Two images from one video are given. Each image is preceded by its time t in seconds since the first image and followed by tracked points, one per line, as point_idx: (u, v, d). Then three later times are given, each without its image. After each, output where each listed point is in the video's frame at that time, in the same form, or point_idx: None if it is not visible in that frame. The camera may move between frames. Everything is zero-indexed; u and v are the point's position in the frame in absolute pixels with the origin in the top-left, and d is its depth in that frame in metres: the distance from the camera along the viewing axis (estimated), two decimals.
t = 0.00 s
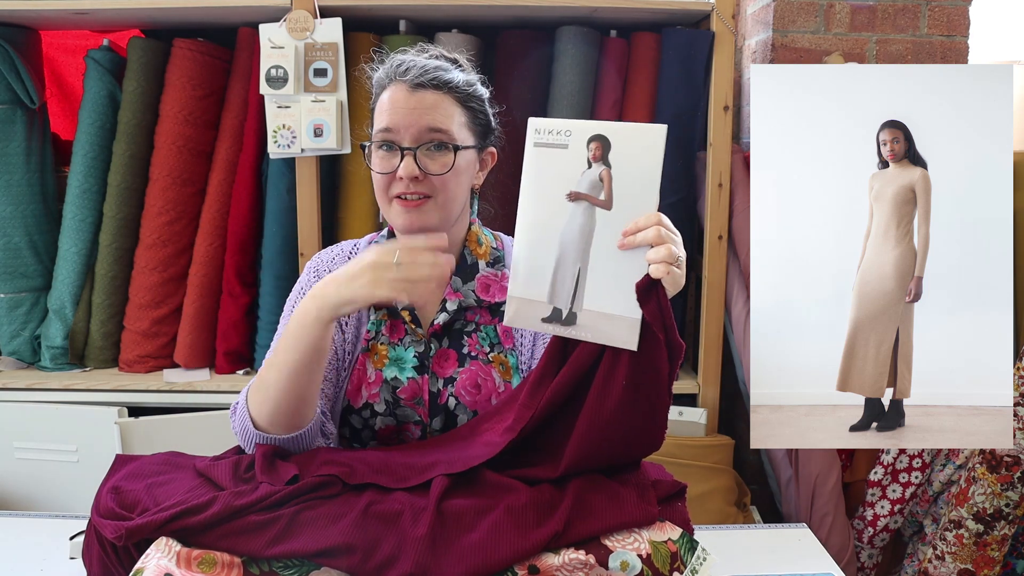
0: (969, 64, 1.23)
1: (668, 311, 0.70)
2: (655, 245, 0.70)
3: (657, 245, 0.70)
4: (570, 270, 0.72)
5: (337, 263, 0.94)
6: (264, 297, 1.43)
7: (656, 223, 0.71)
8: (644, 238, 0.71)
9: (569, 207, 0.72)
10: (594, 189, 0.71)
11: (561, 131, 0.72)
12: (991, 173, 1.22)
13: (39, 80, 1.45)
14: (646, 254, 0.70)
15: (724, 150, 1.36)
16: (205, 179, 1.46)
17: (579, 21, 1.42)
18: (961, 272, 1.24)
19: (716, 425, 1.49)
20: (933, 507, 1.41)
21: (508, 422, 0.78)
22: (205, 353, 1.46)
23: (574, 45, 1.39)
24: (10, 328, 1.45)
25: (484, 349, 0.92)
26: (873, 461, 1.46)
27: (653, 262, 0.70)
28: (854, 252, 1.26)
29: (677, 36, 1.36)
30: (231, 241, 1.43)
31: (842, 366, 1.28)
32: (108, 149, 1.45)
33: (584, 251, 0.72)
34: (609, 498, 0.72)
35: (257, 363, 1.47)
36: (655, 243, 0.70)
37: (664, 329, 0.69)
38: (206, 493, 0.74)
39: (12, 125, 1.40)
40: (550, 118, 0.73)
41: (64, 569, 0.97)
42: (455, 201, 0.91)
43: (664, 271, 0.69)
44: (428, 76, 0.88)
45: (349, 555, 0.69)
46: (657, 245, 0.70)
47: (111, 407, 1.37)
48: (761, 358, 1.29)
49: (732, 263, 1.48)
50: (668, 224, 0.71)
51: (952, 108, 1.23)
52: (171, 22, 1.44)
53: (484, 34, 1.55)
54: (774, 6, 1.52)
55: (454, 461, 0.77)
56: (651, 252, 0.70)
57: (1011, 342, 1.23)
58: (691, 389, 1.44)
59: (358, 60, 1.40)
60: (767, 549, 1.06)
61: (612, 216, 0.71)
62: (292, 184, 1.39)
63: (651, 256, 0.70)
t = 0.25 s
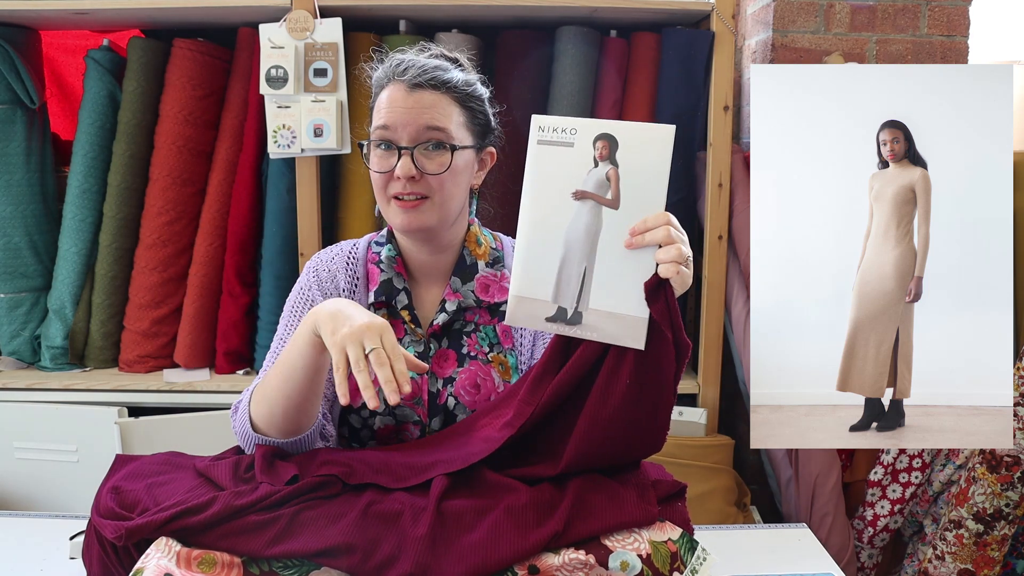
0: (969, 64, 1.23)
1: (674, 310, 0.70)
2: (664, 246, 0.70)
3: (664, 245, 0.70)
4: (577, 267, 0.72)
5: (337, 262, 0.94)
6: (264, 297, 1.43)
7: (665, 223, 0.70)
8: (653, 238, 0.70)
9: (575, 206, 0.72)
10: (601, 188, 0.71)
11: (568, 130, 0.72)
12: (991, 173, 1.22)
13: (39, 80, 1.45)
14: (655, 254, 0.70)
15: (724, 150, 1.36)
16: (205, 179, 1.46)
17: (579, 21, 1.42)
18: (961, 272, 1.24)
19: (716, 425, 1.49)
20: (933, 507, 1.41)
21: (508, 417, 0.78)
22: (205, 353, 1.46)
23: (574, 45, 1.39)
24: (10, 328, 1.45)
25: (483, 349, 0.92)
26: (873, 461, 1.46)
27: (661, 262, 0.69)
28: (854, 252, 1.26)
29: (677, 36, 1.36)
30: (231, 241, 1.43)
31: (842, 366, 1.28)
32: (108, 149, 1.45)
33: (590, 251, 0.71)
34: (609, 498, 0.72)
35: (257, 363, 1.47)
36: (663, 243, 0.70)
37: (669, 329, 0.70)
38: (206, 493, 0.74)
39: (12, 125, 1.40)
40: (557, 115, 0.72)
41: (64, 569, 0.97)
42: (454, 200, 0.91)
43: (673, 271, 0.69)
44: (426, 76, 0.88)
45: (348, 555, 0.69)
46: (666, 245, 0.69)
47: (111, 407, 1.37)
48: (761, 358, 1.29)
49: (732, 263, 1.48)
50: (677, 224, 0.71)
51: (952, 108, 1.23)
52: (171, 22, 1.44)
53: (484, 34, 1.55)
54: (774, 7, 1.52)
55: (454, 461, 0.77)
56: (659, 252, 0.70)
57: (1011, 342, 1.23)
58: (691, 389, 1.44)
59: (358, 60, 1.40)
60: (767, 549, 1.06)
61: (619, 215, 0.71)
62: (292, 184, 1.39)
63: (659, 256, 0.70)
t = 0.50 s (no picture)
0: (969, 64, 1.23)
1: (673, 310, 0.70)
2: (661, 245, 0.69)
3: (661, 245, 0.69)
4: (575, 269, 0.72)
5: (336, 263, 0.94)
6: (264, 297, 1.43)
7: (663, 223, 0.70)
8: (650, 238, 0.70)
9: (572, 207, 0.72)
10: (598, 189, 0.71)
11: (563, 131, 0.72)
12: (991, 173, 1.22)
13: (39, 80, 1.45)
14: (653, 255, 0.70)
15: (724, 150, 1.36)
16: (205, 179, 1.46)
17: (579, 21, 1.42)
18: (961, 272, 1.24)
19: (716, 425, 1.49)
20: (933, 507, 1.41)
21: (508, 419, 0.78)
22: (205, 353, 1.46)
23: (574, 45, 1.39)
24: (10, 328, 1.45)
25: (483, 349, 0.92)
26: (873, 461, 1.46)
27: (660, 262, 0.69)
28: (854, 252, 1.26)
29: (677, 36, 1.36)
30: (231, 241, 1.43)
31: (842, 367, 1.28)
32: (108, 149, 1.45)
33: (588, 252, 0.71)
34: (609, 498, 0.72)
35: (257, 363, 1.47)
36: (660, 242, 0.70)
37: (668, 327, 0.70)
38: (206, 493, 0.74)
39: (12, 125, 1.40)
40: (552, 116, 0.72)
41: (64, 569, 0.97)
42: (454, 202, 0.91)
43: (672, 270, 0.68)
44: (427, 77, 0.88)
45: (349, 555, 0.69)
46: (664, 245, 0.69)
47: (111, 407, 1.37)
48: (761, 358, 1.29)
49: (732, 264, 1.48)
50: (675, 224, 0.71)
51: (952, 108, 1.23)
52: (171, 22, 1.44)
53: (484, 34, 1.55)
54: (774, 7, 1.51)
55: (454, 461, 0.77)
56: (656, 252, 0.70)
57: (1011, 342, 1.23)
58: (691, 389, 1.44)
59: (358, 60, 1.40)
60: (767, 549, 1.06)
61: (616, 215, 0.71)
62: (292, 184, 1.39)
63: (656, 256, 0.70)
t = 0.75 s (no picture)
0: (970, 64, 1.23)
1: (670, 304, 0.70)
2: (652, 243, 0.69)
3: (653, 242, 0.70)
4: (564, 277, 0.72)
5: (337, 263, 0.94)
6: (264, 297, 1.43)
7: (653, 222, 0.70)
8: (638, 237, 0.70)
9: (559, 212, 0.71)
10: (584, 192, 0.71)
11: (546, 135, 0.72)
12: (991, 173, 1.22)
13: (39, 80, 1.45)
14: (644, 254, 0.70)
15: (724, 150, 1.36)
16: (205, 179, 1.47)
17: (579, 21, 1.42)
18: (961, 272, 1.24)
19: (716, 425, 1.49)
20: (933, 507, 1.41)
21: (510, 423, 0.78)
22: (205, 353, 1.46)
23: (574, 45, 1.39)
24: (10, 328, 1.45)
25: (484, 349, 0.91)
26: (873, 461, 1.46)
27: (653, 260, 0.69)
28: (854, 252, 1.26)
29: (677, 36, 1.36)
30: (231, 241, 1.43)
31: (842, 367, 1.28)
32: (108, 149, 1.45)
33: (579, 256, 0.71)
34: (609, 498, 0.72)
35: (257, 363, 1.47)
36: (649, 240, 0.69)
37: (663, 319, 0.70)
38: (206, 493, 0.74)
39: (12, 125, 1.40)
40: (530, 122, 0.72)
41: (64, 569, 0.97)
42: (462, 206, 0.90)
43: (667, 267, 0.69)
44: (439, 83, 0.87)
45: (349, 555, 0.69)
46: (656, 243, 0.69)
47: (111, 407, 1.37)
48: (761, 358, 1.29)
49: (732, 264, 1.48)
50: (664, 222, 0.71)
51: (952, 108, 1.23)
52: (171, 22, 1.44)
53: (484, 34, 1.55)
54: (774, 6, 1.51)
55: (453, 461, 0.77)
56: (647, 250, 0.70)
57: (1011, 342, 1.23)
58: (691, 389, 1.44)
59: (358, 60, 1.41)
60: (767, 549, 1.06)
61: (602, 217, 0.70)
62: (292, 184, 1.39)
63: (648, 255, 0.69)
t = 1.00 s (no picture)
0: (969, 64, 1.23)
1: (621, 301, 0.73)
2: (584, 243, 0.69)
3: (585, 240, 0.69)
4: (509, 304, 0.69)
5: (338, 263, 0.94)
6: (264, 298, 1.43)
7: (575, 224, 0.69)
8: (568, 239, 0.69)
9: (480, 246, 0.69)
10: (496, 219, 0.69)
11: (437, 177, 0.69)
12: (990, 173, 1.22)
13: (39, 80, 1.45)
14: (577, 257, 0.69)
15: (724, 151, 1.36)
16: (205, 179, 1.47)
17: (579, 21, 1.42)
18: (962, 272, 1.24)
19: (716, 425, 1.49)
20: (933, 507, 1.42)
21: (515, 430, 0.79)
22: (205, 353, 1.46)
23: (574, 45, 1.39)
24: (10, 328, 1.45)
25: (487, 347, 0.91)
26: (873, 461, 1.46)
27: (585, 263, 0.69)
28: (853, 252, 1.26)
29: (677, 36, 1.36)
30: (231, 241, 1.43)
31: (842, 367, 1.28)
32: (108, 149, 1.45)
33: (513, 279, 0.69)
34: (609, 498, 0.72)
35: (257, 363, 1.47)
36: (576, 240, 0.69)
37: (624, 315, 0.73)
38: (206, 494, 0.74)
39: (12, 125, 1.40)
40: (419, 168, 0.69)
41: (64, 569, 0.97)
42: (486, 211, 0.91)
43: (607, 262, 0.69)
44: (476, 93, 0.87)
45: (348, 556, 0.69)
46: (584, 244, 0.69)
47: (111, 407, 1.37)
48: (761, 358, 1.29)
49: (732, 264, 1.47)
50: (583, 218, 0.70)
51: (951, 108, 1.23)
52: (171, 22, 1.44)
53: (484, 34, 1.55)
54: (774, 6, 1.51)
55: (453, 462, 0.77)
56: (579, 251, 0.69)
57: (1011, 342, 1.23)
58: (690, 389, 1.44)
59: (358, 60, 1.41)
60: (768, 549, 1.06)
61: (526, 237, 0.69)
62: (292, 185, 1.39)
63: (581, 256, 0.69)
